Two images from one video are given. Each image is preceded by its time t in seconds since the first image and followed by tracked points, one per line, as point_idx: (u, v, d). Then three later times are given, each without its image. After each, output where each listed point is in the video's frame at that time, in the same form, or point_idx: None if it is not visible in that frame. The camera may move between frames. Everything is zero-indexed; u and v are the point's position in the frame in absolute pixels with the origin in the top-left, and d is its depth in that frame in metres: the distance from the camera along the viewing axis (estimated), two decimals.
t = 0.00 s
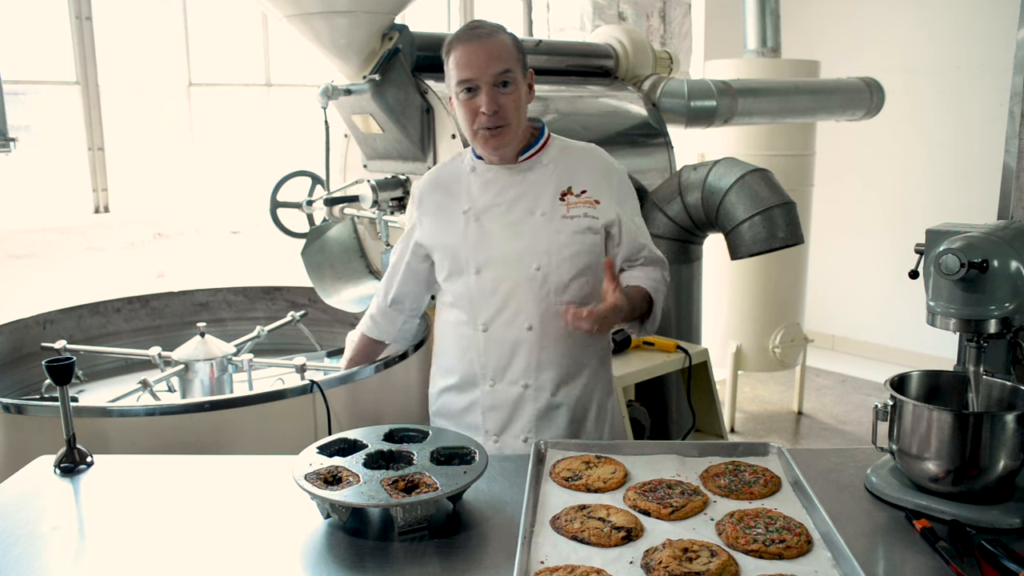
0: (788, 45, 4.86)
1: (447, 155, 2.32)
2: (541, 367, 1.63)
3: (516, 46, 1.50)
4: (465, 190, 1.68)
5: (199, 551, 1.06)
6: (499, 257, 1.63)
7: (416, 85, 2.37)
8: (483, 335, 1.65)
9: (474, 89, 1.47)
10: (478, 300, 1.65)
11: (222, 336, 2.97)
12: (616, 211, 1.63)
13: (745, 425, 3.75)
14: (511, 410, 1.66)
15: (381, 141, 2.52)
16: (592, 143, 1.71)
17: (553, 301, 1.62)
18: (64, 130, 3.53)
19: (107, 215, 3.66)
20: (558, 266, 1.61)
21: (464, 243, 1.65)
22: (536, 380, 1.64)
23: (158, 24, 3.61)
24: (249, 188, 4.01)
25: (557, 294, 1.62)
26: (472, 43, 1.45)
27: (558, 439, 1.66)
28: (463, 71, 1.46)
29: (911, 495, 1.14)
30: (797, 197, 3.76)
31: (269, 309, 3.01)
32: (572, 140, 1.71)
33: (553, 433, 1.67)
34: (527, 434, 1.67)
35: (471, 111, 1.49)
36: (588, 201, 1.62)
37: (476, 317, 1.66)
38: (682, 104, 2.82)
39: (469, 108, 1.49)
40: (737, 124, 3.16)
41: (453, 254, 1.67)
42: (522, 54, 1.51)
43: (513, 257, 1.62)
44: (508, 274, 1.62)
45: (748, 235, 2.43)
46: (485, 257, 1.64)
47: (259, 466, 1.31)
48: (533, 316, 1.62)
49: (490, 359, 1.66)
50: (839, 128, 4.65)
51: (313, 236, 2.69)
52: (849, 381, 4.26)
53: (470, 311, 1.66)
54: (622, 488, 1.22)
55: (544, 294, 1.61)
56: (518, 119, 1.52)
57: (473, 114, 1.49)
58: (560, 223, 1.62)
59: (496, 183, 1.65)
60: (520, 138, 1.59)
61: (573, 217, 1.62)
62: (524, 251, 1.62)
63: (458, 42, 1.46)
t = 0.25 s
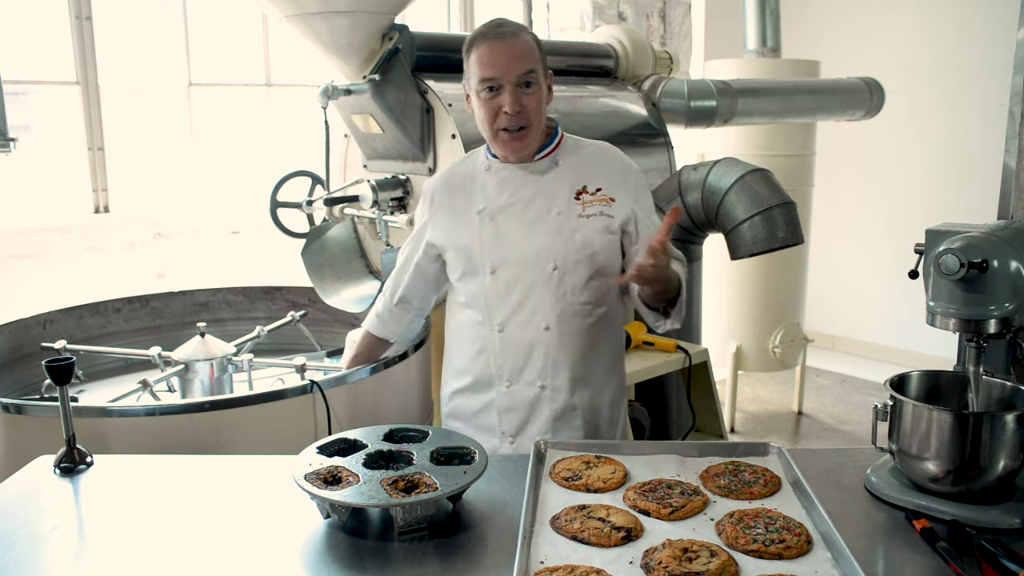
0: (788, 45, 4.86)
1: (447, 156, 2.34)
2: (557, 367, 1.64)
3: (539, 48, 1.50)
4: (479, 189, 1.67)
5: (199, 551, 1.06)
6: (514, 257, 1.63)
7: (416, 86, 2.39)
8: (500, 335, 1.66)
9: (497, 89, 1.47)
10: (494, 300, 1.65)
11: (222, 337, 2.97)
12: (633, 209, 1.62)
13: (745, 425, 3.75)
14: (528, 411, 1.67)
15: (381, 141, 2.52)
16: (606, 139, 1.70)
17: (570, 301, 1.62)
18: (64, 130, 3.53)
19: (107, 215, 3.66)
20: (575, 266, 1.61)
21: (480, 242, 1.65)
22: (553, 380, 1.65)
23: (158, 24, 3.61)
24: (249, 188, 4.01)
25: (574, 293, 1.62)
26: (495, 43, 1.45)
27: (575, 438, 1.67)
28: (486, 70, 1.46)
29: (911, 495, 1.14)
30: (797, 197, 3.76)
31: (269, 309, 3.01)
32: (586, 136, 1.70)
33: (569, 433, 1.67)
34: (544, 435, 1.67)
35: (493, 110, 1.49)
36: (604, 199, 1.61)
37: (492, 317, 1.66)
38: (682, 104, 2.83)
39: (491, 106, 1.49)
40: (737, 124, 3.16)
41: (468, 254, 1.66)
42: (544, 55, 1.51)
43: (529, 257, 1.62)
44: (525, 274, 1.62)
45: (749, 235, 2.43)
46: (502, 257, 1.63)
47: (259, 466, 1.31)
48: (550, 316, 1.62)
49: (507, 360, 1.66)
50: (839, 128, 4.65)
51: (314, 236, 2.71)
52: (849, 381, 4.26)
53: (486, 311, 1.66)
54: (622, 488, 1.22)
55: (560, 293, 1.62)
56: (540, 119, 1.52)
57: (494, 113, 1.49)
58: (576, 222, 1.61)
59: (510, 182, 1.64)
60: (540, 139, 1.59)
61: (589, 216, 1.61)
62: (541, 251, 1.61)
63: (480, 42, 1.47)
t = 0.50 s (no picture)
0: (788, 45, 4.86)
1: (447, 156, 2.35)
2: (573, 371, 1.62)
3: (568, 60, 1.46)
4: (504, 189, 1.69)
5: (199, 551, 1.06)
6: (533, 257, 1.63)
7: (416, 86, 2.39)
8: (515, 337, 1.65)
9: (527, 109, 1.44)
10: (511, 300, 1.65)
11: (222, 336, 2.97)
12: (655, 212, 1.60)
13: (745, 425, 3.75)
14: (541, 415, 1.65)
15: (381, 141, 2.52)
16: (637, 141, 1.69)
17: (586, 304, 1.60)
18: (64, 130, 3.53)
19: (107, 215, 3.66)
20: (593, 268, 1.59)
21: (501, 242, 1.66)
22: (568, 385, 1.63)
23: (158, 24, 3.61)
24: (249, 188, 4.01)
25: (591, 297, 1.60)
26: (524, 63, 1.41)
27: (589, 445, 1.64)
28: (515, 91, 1.42)
29: (911, 495, 1.14)
30: (796, 197, 3.76)
31: (269, 309, 3.01)
32: (616, 139, 1.69)
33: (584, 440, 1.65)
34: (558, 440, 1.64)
35: (523, 129, 1.47)
36: (627, 201, 1.60)
37: (509, 317, 1.65)
38: (682, 104, 2.83)
39: (521, 126, 1.47)
40: (737, 124, 3.16)
41: (489, 254, 1.68)
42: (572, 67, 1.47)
43: (548, 258, 1.61)
44: (542, 275, 1.62)
45: (748, 235, 2.43)
46: (521, 257, 1.64)
47: (259, 466, 1.31)
48: (566, 318, 1.61)
49: (522, 362, 1.65)
50: (839, 128, 4.65)
51: (314, 236, 2.71)
52: (849, 381, 4.26)
53: (504, 311, 1.66)
54: (622, 488, 1.22)
55: (577, 296, 1.60)
56: (570, 134, 1.51)
57: (524, 131, 1.48)
58: (596, 223, 1.60)
59: (534, 182, 1.66)
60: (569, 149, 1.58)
61: (609, 217, 1.60)
62: (559, 252, 1.61)
63: (508, 59, 1.42)
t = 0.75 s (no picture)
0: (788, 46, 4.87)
1: (447, 156, 2.35)
2: (587, 386, 1.58)
3: (599, 81, 1.35)
4: (530, 194, 1.65)
5: (199, 551, 1.06)
6: (553, 268, 1.59)
7: (416, 86, 2.39)
8: (531, 347, 1.62)
9: (555, 137, 1.37)
10: (529, 311, 1.61)
11: (222, 336, 2.97)
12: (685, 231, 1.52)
13: (745, 425, 3.75)
14: (550, 427, 1.61)
15: (381, 141, 2.52)
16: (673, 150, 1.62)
17: (604, 320, 1.56)
18: (64, 130, 3.53)
19: (107, 215, 3.66)
20: (613, 284, 1.55)
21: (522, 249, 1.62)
22: (581, 400, 1.59)
23: (158, 24, 3.61)
24: (249, 188, 4.01)
25: (610, 312, 1.56)
26: (552, 93, 1.32)
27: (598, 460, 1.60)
28: (543, 122, 1.34)
29: (911, 494, 1.14)
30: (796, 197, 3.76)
31: (269, 309, 3.01)
32: (653, 147, 1.62)
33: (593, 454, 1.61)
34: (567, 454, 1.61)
35: (550, 153, 1.41)
36: (654, 217, 1.54)
37: (526, 327, 1.62)
38: (682, 104, 2.83)
39: (548, 150, 1.40)
40: (737, 124, 3.16)
41: (511, 259, 1.65)
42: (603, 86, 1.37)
43: (568, 270, 1.57)
44: (561, 288, 1.58)
45: (748, 235, 2.43)
46: (541, 267, 1.60)
47: (260, 466, 1.31)
48: (582, 333, 1.57)
49: (535, 373, 1.62)
50: (839, 128, 4.65)
51: (313, 236, 2.71)
52: (849, 381, 4.26)
53: (521, 320, 1.63)
54: (622, 488, 1.22)
55: (596, 311, 1.56)
56: (598, 153, 1.44)
57: (551, 153, 1.41)
58: (620, 238, 1.55)
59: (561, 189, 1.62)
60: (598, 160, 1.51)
61: (634, 233, 1.54)
62: (580, 265, 1.56)
63: (536, 87, 1.32)
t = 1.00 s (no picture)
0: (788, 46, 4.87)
1: (447, 156, 2.35)
2: (598, 401, 1.56)
3: (623, 106, 1.28)
4: (540, 202, 1.61)
5: (199, 552, 1.06)
6: (566, 283, 1.56)
7: (416, 86, 2.39)
8: (541, 362, 1.59)
9: (573, 162, 1.29)
10: (540, 326, 1.58)
11: (222, 336, 2.97)
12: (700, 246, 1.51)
13: (745, 425, 3.75)
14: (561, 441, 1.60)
15: (381, 141, 2.52)
16: (686, 159, 1.59)
17: (617, 336, 1.54)
18: (64, 130, 3.53)
19: (107, 215, 3.66)
20: (627, 302, 1.53)
21: (534, 261, 1.59)
22: (592, 414, 1.58)
23: (158, 24, 3.61)
24: (249, 188, 4.02)
25: (623, 329, 1.54)
26: (576, 120, 1.23)
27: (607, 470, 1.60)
28: (564, 147, 1.27)
29: (911, 494, 1.14)
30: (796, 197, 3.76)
31: (269, 309, 3.01)
32: (666, 155, 1.59)
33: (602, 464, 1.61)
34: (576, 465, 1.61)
35: (566, 174, 1.33)
36: (669, 232, 1.53)
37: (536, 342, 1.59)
38: (682, 104, 2.83)
39: (564, 172, 1.33)
40: (737, 124, 3.16)
41: (520, 270, 1.61)
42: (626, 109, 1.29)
43: (582, 286, 1.55)
44: (574, 304, 1.55)
45: (748, 235, 2.42)
46: (553, 281, 1.57)
47: (260, 466, 1.31)
48: (595, 350, 1.55)
49: (545, 388, 1.59)
50: (839, 128, 4.65)
51: (313, 236, 2.71)
52: (849, 381, 4.26)
53: (531, 334, 1.60)
54: (622, 488, 1.22)
55: (609, 328, 1.54)
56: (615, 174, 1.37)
57: (567, 174, 1.34)
58: (634, 253, 1.53)
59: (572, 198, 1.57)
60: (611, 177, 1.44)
61: (649, 249, 1.52)
62: (593, 282, 1.54)
63: (560, 111, 1.24)
